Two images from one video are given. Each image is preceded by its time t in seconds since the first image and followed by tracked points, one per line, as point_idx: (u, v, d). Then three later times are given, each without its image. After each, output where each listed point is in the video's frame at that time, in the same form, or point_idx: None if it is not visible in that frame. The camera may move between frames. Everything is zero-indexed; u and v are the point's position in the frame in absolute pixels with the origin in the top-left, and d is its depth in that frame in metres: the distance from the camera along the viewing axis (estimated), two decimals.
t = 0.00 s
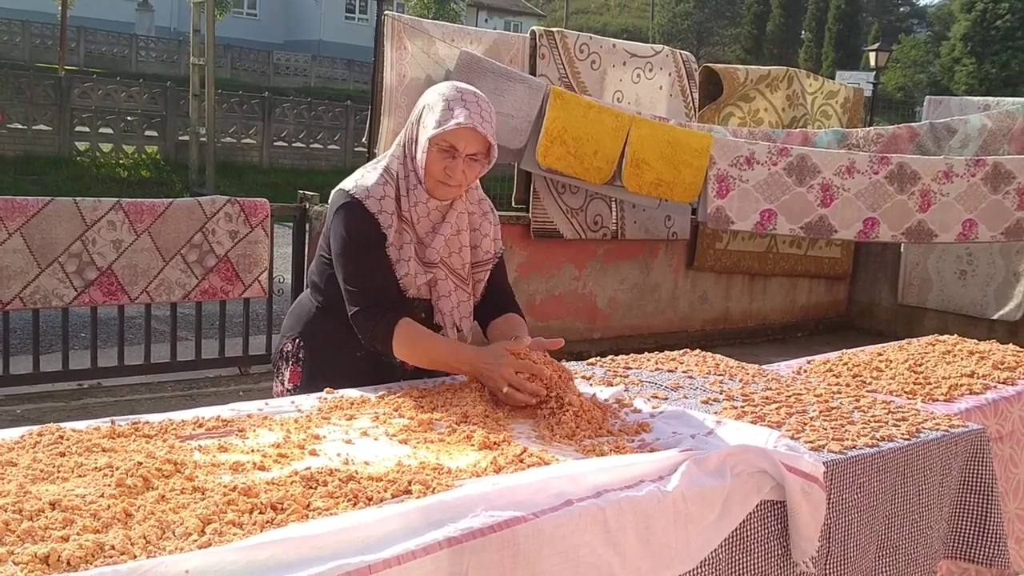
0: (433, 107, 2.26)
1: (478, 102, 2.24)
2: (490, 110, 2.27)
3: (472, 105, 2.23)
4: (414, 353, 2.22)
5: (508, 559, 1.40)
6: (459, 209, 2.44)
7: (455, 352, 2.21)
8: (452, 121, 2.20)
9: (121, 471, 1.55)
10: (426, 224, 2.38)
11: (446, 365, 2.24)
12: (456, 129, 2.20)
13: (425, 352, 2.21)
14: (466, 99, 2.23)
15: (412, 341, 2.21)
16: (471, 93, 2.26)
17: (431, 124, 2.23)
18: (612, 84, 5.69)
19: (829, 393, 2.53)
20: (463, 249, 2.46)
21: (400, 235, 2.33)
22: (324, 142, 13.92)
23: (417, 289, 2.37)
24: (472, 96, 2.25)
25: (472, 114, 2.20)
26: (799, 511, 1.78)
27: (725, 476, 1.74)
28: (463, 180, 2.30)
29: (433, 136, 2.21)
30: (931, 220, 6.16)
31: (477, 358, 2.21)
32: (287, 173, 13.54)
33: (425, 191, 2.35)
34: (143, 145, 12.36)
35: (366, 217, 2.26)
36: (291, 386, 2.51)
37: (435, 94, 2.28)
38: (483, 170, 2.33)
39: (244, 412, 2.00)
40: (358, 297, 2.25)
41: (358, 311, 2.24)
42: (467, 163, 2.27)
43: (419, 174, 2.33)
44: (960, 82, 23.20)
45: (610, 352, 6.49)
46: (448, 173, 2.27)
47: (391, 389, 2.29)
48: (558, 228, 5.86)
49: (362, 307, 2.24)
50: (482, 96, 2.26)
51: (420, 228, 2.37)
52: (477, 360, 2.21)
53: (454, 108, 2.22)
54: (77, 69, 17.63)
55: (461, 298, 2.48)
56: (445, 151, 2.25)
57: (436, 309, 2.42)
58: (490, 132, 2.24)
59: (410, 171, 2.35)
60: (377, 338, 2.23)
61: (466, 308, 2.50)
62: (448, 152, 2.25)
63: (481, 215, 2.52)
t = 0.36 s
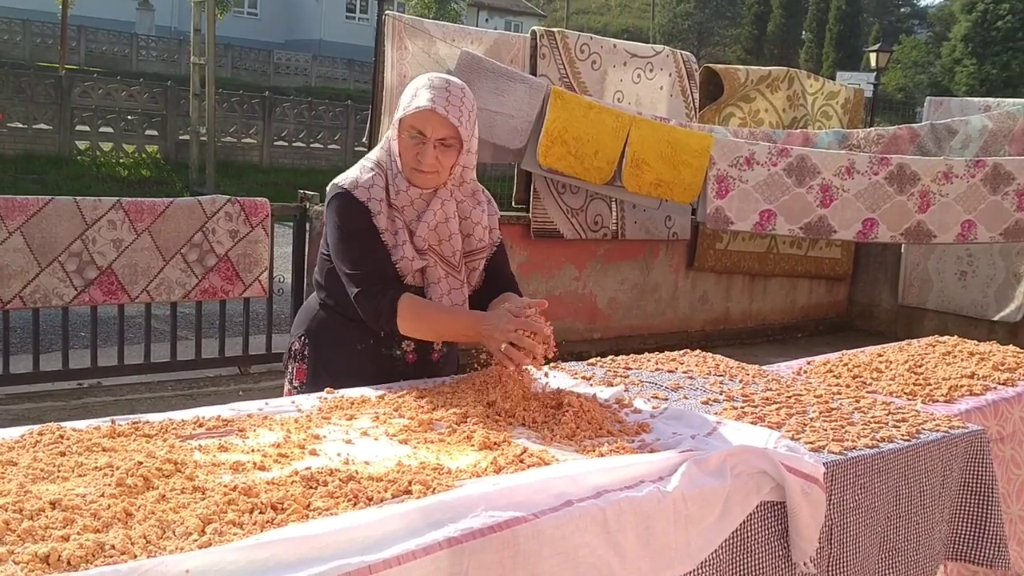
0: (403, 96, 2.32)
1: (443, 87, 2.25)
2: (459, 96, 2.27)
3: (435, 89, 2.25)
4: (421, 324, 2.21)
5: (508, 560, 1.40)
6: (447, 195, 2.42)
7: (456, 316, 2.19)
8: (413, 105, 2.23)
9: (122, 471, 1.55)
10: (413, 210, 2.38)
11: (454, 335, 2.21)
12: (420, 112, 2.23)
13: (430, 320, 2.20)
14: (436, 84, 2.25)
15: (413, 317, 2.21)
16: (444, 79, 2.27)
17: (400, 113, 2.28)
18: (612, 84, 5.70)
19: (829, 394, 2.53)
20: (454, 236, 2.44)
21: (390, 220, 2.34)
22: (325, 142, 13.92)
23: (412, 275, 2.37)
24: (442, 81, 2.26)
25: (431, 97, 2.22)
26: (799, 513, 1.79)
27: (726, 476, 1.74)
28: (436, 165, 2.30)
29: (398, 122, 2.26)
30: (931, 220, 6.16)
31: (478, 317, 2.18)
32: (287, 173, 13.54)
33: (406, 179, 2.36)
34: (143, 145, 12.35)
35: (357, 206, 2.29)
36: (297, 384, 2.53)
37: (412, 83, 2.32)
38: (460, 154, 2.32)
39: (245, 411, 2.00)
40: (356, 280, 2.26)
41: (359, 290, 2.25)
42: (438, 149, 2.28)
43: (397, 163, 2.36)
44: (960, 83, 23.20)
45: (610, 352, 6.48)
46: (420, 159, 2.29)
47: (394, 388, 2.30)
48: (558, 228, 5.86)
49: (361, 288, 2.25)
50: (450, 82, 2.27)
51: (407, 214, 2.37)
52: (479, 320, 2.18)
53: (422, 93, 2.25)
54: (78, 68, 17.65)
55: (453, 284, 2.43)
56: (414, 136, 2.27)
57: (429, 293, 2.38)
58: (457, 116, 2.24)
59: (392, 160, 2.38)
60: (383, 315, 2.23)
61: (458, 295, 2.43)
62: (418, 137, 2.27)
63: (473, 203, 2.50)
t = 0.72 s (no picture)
0: (405, 103, 2.27)
1: (449, 91, 2.23)
2: (463, 97, 2.25)
3: (442, 95, 2.22)
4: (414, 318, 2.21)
5: (508, 562, 1.41)
6: (450, 194, 2.42)
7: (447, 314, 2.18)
8: (424, 116, 2.20)
9: (122, 472, 1.56)
10: (417, 211, 2.39)
11: (446, 331, 2.20)
12: (429, 123, 2.20)
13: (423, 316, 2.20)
14: (438, 89, 2.22)
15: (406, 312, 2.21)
16: (443, 81, 2.24)
17: (407, 121, 2.24)
18: (612, 85, 5.70)
19: (829, 395, 2.53)
20: (456, 233, 2.44)
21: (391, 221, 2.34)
22: (325, 142, 13.92)
23: (410, 271, 2.38)
24: (443, 85, 2.23)
25: (441, 106, 2.19)
26: (799, 513, 1.79)
27: (726, 477, 1.75)
28: (448, 169, 2.30)
29: (409, 133, 2.23)
30: (931, 221, 6.16)
31: (470, 315, 2.16)
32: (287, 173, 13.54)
33: (415, 183, 2.36)
34: (144, 145, 12.36)
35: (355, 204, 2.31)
36: (302, 383, 2.55)
37: (410, 88, 2.28)
38: (468, 154, 2.33)
39: (246, 412, 2.00)
40: (355, 273, 2.26)
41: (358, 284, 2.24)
42: (449, 153, 2.27)
43: (407, 168, 2.35)
44: (961, 83, 23.20)
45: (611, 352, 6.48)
46: (432, 164, 2.28)
47: (396, 389, 2.30)
48: (559, 228, 5.86)
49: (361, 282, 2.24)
50: (453, 84, 2.24)
51: (410, 214, 2.37)
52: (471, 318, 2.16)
53: (426, 101, 2.21)
54: (79, 68, 17.67)
55: (457, 280, 2.44)
56: (425, 144, 2.26)
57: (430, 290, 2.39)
58: (466, 119, 2.22)
59: (398, 165, 2.37)
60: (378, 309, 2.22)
61: (462, 291, 2.44)
62: (429, 145, 2.25)
63: (475, 201, 2.50)
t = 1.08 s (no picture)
0: (409, 107, 2.26)
1: (453, 98, 2.22)
2: (467, 103, 2.24)
3: (446, 102, 2.20)
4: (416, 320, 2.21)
5: (509, 561, 1.41)
6: (454, 197, 2.42)
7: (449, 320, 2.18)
8: (428, 124, 2.19)
9: (123, 471, 1.56)
10: (421, 213, 2.38)
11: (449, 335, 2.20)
12: (433, 131, 2.19)
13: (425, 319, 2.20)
14: (442, 97, 2.20)
15: (413, 314, 2.21)
16: (448, 87, 2.23)
17: (411, 127, 2.24)
18: (612, 84, 5.70)
19: (830, 395, 2.53)
20: (460, 234, 2.44)
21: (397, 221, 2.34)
22: (325, 142, 13.92)
23: (416, 271, 2.36)
24: (448, 91, 2.22)
25: (445, 114, 2.18)
26: (800, 513, 1.79)
27: (726, 477, 1.75)
28: (451, 174, 2.29)
29: (413, 139, 2.22)
30: (932, 221, 6.16)
31: (474, 320, 2.16)
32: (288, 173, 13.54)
33: (419, 186, 2.35)
34: (144, 145, 12.37)
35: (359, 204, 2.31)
36: (304, 381, 2.57)
37: (413, 94, 2.26)
38: (472, 160, 2.32)
39: (247, 412, 2.00)
40: (360, 273, 2.27)
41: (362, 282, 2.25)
42: (453, 159, 2.27)
43: (410, 172, 2.34)
44: (961, 83, 23.18)
45: (611, 352, 6.48)
46: (436, 170, 2.28)
47: (396, 388, 2.30)
48: (559, 228, 5.86)
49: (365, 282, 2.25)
50: (458, 90, 2.23)
51: (413, 215, 2.37)
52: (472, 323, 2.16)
53: (429, 109, 2.20)
54: (79, 68, 17.68)
55: (460, 281, 2.46)
56: (429, 151, 2.25)
57: (434, 291, 2.40)
58: (470, 127, 2.22)
59: (401, 168, 2.37)
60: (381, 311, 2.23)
61: (466, 291, 2.47)
62: (433, 151, 2.25)
63: (478, 202, 2.49)
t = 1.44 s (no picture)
0: (422, 109, 2.26)
1: (468, 101, 2.22)
2: (481, 108, 2.24)
3: (460, 106, 2.21)
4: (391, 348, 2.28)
5: (511, 562, 1.41)
6: (462, 202, 2.42)
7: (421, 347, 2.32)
8: (441, 126, 2.19)
9: (125, 471, 1.56)
10: (429, 218, 2.38)
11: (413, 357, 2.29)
12: (446, 134, 2.19)
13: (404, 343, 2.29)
14: (457, 101, 2.21)
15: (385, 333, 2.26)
16: (463, 91, 2.23)
17: (423, 129, 2.24)
18: (613, 84, 5.70)
19: (830, 395, 2.53)
20: (468, 241, 2.44)
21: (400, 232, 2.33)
22: (325, 142, 13.91)
23: (421, 280, 2.38)
24: (462, 95, 2.22)
25: (459, 117, 2.19)
26: (800, 513, 1.79)
27: (727, 477, 1.75)
28: (461, 178, 2.29)
29: (425, 141, 2.22)
30: (933, 221, 6.16)
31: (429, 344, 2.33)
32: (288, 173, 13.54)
33: (428, 191, 2.36)
34: (144, 144, 12.36)
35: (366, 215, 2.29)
36: (304, 381, 2.54)
37: (428, 96, 2.26)
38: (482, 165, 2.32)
39: (248, 412, 2.01)
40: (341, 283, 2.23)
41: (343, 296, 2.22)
42: (464, 163, 2.27)
43: (421, 175, 2.34)
44: (961, 83, 23.16)
45: (611, 352, 6.48)
46: (447, 174, 2.28)
47: (396, 388, 2.30)
48: (559, 228, 5.86)
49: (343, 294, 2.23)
50: (472, 95, 2.24)
51: (421, 221, 2.37)
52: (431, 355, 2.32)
53: (443, 112, 2.21)
54: (80, 68, 17.69)
55: (468, 289, 2.45)
56: (441, 154, 2.25)
57: (442, 299, 2.40)
58: (484, 131, 2.22)
59: (411, 171, 2.36)
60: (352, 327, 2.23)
61: (474, 299, 2.47)
62: (444, 155, 2.25)
63: (486, 209, 2.51)
